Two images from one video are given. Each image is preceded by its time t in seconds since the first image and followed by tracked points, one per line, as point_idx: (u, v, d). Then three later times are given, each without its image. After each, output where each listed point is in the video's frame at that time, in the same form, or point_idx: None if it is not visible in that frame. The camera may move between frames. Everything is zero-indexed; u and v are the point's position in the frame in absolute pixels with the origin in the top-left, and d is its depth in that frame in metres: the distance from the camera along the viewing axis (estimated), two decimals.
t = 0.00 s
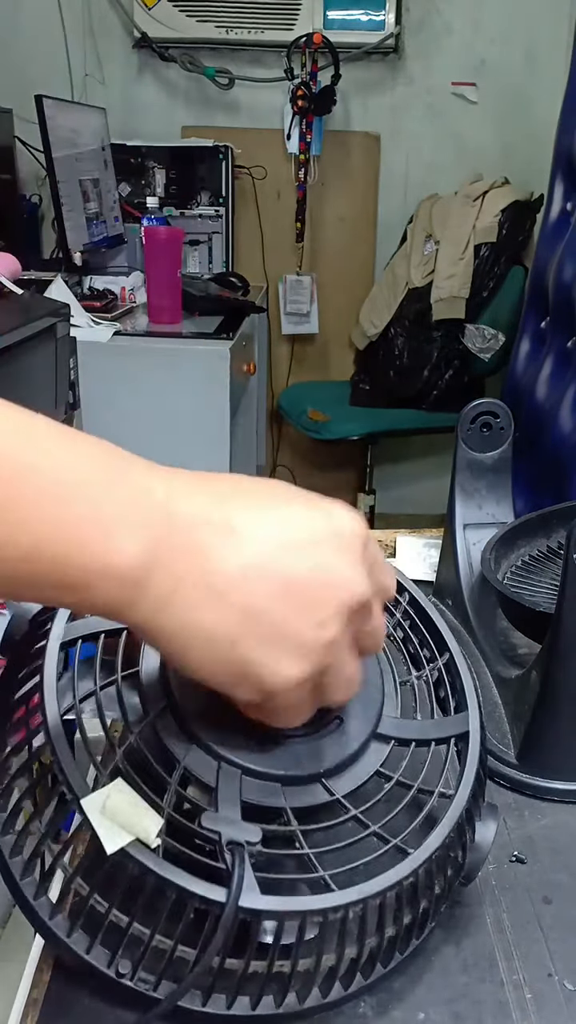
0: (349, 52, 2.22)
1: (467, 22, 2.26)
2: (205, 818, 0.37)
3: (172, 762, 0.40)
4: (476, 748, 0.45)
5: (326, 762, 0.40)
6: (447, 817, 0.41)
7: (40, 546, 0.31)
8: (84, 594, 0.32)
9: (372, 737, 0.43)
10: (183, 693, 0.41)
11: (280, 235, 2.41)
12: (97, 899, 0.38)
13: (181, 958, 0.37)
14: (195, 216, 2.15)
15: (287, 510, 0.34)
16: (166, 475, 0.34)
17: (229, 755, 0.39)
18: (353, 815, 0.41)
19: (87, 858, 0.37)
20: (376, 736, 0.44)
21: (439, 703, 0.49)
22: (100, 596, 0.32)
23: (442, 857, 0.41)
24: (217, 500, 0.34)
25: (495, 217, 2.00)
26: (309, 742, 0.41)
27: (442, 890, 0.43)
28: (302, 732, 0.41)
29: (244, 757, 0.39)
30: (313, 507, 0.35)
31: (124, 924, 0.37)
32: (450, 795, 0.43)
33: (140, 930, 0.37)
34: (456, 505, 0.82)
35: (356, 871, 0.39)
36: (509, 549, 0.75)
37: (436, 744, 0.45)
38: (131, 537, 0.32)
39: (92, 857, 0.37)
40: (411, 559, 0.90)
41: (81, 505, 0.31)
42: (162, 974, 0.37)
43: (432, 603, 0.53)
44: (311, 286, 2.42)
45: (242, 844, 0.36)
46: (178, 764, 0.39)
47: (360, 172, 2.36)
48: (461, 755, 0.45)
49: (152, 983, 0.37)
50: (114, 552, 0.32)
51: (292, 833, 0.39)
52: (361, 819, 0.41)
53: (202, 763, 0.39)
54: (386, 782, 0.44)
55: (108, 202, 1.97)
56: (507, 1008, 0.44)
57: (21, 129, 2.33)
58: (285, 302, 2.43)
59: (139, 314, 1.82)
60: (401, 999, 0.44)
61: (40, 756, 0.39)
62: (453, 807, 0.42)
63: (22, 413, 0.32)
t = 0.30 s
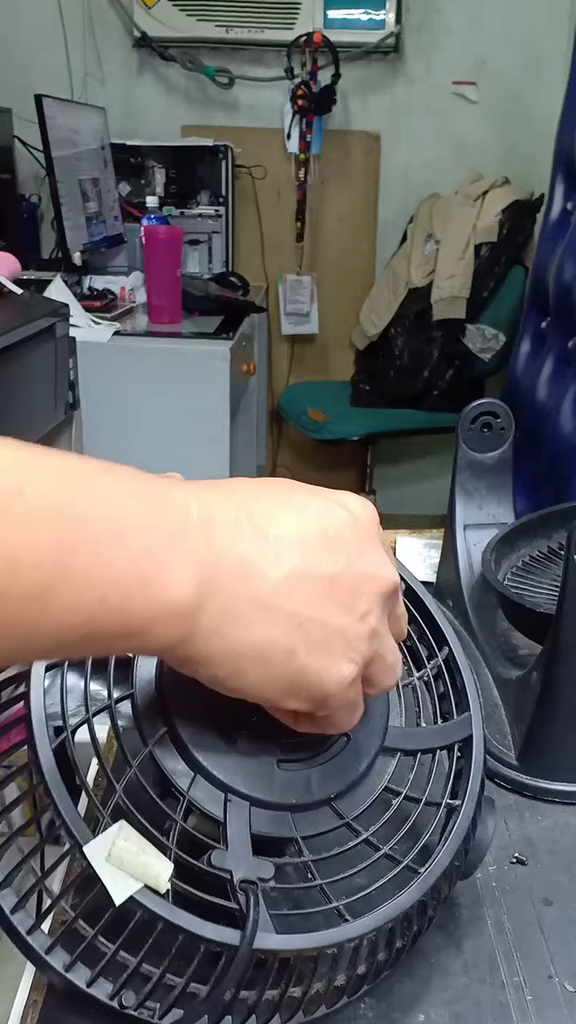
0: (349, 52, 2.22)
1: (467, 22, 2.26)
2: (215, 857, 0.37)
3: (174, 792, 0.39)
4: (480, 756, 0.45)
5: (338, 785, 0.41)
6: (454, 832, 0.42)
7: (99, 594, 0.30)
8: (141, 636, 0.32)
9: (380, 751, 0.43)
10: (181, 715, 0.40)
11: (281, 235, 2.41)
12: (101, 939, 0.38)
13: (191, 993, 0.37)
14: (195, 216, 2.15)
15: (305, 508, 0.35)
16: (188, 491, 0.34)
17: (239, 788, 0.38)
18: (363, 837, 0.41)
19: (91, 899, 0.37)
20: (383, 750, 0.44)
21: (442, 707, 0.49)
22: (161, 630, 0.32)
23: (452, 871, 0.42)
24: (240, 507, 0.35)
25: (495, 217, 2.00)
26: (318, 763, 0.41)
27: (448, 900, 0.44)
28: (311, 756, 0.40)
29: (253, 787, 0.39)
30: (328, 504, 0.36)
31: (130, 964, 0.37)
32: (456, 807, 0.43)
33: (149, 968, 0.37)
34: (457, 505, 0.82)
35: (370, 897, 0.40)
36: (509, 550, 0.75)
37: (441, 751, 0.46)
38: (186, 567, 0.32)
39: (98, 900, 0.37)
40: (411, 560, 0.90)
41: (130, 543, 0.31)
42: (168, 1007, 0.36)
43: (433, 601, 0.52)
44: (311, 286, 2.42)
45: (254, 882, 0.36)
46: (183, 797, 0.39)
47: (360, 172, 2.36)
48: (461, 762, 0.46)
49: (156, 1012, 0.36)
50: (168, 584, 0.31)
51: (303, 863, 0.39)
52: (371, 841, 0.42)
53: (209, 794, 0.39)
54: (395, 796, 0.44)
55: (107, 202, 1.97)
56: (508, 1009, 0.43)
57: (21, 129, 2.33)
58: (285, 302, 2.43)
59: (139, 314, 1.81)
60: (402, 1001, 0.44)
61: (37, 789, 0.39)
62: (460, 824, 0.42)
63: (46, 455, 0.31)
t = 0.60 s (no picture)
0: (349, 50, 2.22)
1: (468, 20, 2.25)
2: (218, 877, 0.37)
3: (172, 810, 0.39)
4: (475, 756, 0.45)
5: (337, 798, 0.40)
6: (454, 833, 0.42)
7: (72, 674, 0.30)
8: (119, 710, 0.32)
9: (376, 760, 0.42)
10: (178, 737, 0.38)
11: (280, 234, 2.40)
12: (103, 964, 0.37)
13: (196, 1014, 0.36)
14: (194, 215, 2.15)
15: (296, 558, 0.34)
16: (174, 543, 0.34)
17: (240, 806, 0.38)
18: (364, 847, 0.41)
19: (92, 925, 0.37)
20: (380, 758, 0.43)
21: (430, 706, 0.47)
22: (143, 705, 0.32)
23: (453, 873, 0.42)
24: (229, 559, 0.34)
25: (496, 216, 2.00)
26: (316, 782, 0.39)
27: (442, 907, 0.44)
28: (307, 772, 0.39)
29: (252, 799, 0.38)
30: (320, 550, 0.35)
31: (134, 988, 0.37)
32: (453, 809, 0.43)
33: (153, 992, 0.37)
34: (458, 506, 0.82)
35: (375, 907, 0.40)
36: (510, 549, 0.74)
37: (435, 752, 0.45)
38: (164, 640, 0.31)
39: (99, 925, 0.37)
40: (412, 560, 0.90)
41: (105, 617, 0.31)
42: None
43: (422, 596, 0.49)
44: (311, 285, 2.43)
45: (259, 900, 0.36)
46: (183, 818, 0.38)
47: (359, 172, 2.35)
48: (457, 763, 0.45)
49: None
50: (146, 657, 0.31)
51: (305, 877, 0.39)
52: (372, 849, 0.41)
53: (208, 814, 0.38)
54: (392, 803, 0.43)
55: (107, 201, 1.96)
56: (508, 1009, 0.43)
57: (20, 127, 2.33)
58: (285, 301, 2.43)
59: (138, 314, 1.80)
60: (402, 1001, 0.43)
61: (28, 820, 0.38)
62: (458, 827, 0.42)
63: (22, 528, 0.31)
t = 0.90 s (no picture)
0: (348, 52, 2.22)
1: (468, 21, 2.26)
2: (214, 864, 0.37)
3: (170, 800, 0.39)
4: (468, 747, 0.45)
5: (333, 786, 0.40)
6: (449, 823, 0.42)
7: (69, 689, 0.29)
8: (120, 724, 0.31)
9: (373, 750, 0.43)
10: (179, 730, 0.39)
11: (280, 234, 2.41)
12: (102, 954, 0.37)
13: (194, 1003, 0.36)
14: (195, 216, 2.15)
15: (264, 551, 0.35)
16: (148, 554, 0.34)
17: (235, 793, 0.38)
18: (361, 837, 0.41)
19: (90, 913, 0.36)
20: (375, 747, 0.43)
21: (425, 702, 0.48)
22: (145, 715, 0.31)
23: (448, 864, 0.42)
24: (199, 566, 0.34)
25: (495, 217, 2.00)
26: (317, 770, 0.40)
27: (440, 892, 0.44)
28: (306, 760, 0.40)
29: (245, 787, 0.38)
30: (281, 543, 0.36)
31: (133, 977, 0.37)
32: (447, 800, 0.43)
33: (151, 981, 0.37)
34: (457, 505, 0.82)
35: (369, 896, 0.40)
36: (509, 550, 0.75)
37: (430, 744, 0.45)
38: (157, 643, 0.31)
39: (97, 913, 0.37)
40: (411, 560, 0.90)
41: (94, 629, 0.30)
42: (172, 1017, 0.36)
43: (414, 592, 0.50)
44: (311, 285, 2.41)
45: (255, 887, 0.36)
46: (179, 806, 0.38)
47: (358, 172, 2.36)
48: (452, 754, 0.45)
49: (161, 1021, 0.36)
50: (140, 662, 0.31)
51: (303, 865, 0.39)
52: (368, 839, 0.42)
53: (205, 802, 0.38)
54: (388, 795, 0.44)
55: (107, 202, 1.97)
56: (507, 1008, 0.43)
57: (20, 128, 2.33)
58: (285, 301, 2.43)
59: (139, 314, 1.81)
60: (402, 999, 0.44)
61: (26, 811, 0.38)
62: (453, 817, 0.42)
63: None
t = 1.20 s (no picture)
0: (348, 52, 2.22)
1: (467, 21, 2.26)
2: (210, 856, 0.37)
3: (167, 797, 0.39)
4: (458, 740, 0.46)
5: (326, 778, 0.40)
6: (442, 816, 0.42)
7: (139, 676, 0.28)
8: (180, 713, 0.30)
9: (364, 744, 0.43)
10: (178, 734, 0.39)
11: (280, 235, 2.41)
12: (100, 950, 0.37)
13: (194, 999, 0.36)
14: (195, 216, 2.15)
15: (291, 541, 0.35)
16: (185, 548, 0.33)
17: (229, 786, 0.38)
18: (354, 828, 0.41)
19: (88, 909, 0.36)
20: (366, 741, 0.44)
21: (413, 700, 0.48)
22: (202, 702, 0.31)
23: (442, 856, 0.42)
24: (237, 556, 0.34)
25: (495, 217, 2.00)
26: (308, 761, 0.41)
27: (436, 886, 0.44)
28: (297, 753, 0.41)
29: (241, 781, 0.39)
30: (305, 532, 0.36)
31: (132, 974, 0.37)
32: (440, 792, 0.44)
33: (150, 976, 0.37)
34: (456, 505, 0.82)
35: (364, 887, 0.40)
36: (509, 550, 0.75)
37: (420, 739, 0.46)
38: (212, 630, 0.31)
39: (95, 909, 0.37)
40: (411, 560, 0.90)
41: (150, 624, 0.29)
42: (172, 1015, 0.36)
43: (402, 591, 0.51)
44: (311, 286, 2.42)
45: (251, 876, 0.36)
46: (174, 800, 0.38)
47: (358, 172, 2.36)
48: (442, 748, 0.46)
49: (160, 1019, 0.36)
50: (198, 652, 0.30)
51: (297, 855, 0.39)
52: (362, 831, 0.42)
53: (200, 796, 0.38)
54: (380, 789, 0.44)
55: (107, 202, 1.97)
56: (508, 1008, 0.43)
57: (20, 128, 2.33)
58: (285, 301, 2.43)
59: (139, 314, 1.81)
60: (401, 1000, 0.44)
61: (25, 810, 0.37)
62: (445, 808, 0.43)
63: (49, 547, 0.30)
